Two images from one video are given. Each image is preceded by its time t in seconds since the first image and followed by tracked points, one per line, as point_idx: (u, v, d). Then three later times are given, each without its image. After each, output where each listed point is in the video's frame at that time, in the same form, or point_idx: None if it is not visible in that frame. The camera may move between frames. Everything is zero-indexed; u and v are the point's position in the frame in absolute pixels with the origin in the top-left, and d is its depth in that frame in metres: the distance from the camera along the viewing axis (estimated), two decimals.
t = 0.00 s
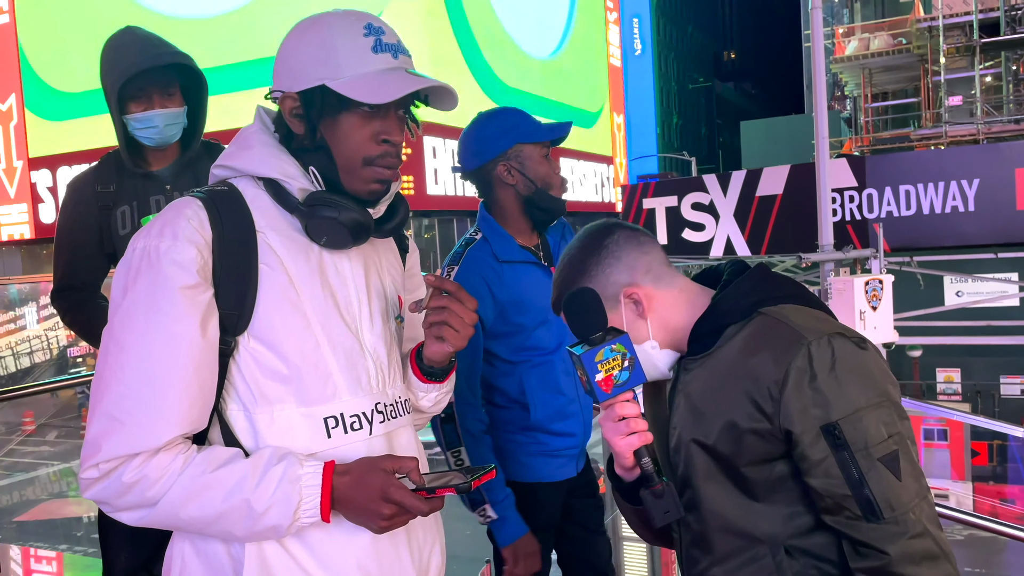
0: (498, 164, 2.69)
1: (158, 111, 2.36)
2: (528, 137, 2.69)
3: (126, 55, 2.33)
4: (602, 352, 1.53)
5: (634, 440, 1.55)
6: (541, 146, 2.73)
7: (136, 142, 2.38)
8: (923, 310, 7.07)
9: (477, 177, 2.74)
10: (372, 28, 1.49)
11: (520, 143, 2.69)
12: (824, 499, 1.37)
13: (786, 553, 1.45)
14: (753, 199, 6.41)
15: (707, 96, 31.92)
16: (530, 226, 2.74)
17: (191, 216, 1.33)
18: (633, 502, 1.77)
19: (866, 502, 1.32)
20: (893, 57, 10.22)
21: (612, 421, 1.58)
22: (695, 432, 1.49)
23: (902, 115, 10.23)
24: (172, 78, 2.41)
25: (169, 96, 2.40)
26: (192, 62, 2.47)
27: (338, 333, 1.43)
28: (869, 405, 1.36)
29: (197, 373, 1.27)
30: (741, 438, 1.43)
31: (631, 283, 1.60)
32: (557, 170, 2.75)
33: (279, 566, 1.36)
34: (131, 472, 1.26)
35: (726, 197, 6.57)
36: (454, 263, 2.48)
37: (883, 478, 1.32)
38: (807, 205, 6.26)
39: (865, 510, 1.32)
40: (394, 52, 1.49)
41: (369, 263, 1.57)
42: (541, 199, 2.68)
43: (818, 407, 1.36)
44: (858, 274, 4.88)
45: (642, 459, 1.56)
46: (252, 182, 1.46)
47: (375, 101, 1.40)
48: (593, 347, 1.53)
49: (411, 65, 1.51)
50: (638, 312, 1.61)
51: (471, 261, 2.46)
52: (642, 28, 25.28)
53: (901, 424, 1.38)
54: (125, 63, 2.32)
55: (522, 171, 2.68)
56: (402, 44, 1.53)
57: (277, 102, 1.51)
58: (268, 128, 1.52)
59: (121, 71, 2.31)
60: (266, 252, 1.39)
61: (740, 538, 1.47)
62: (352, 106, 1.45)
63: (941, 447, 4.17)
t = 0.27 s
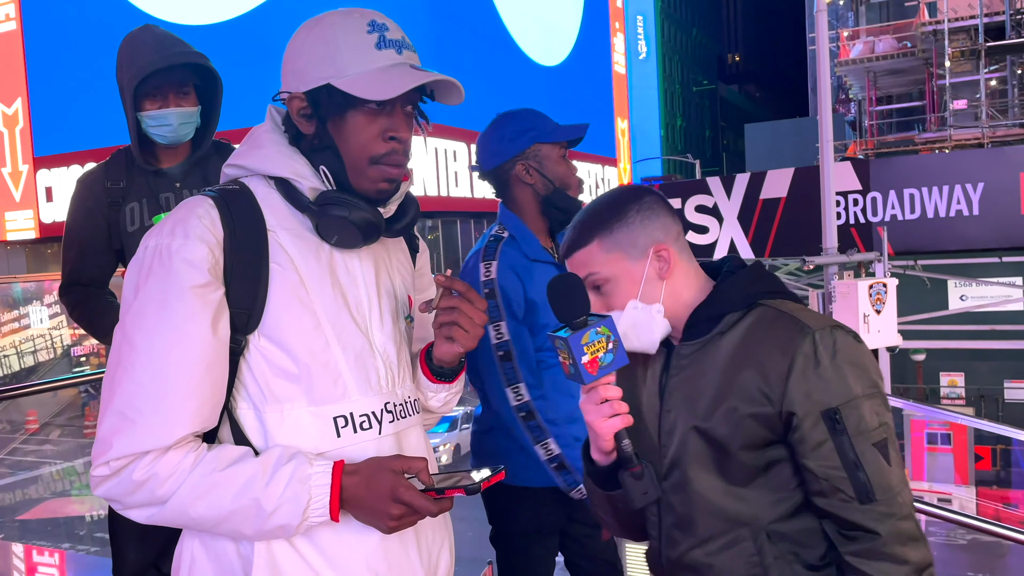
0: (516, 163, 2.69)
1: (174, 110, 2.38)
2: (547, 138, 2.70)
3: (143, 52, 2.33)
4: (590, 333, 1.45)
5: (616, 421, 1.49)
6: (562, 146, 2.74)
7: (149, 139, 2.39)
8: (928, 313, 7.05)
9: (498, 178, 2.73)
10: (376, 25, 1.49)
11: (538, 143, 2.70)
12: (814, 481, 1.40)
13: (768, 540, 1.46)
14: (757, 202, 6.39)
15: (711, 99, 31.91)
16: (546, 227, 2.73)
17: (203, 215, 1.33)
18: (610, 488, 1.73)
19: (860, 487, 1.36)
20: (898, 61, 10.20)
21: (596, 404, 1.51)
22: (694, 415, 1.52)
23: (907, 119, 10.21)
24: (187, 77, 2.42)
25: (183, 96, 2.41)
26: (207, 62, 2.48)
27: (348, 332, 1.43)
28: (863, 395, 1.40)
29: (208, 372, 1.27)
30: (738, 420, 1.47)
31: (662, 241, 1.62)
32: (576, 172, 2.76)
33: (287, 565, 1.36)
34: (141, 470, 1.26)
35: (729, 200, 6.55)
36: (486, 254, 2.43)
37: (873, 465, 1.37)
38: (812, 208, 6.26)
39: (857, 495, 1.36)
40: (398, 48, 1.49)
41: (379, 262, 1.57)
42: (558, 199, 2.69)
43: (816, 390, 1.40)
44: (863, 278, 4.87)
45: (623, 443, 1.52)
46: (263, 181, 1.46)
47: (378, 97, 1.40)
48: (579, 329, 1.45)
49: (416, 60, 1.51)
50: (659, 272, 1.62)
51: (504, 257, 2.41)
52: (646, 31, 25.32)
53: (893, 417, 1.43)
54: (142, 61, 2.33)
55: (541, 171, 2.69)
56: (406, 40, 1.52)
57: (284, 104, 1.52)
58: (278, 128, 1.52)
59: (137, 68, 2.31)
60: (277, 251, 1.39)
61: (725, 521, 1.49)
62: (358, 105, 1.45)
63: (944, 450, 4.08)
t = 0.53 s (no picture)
0: (541, 164, 2.68)
1: (185, 109, 2.39)
2: (572, 141, 2.69)
3: (156, 51, 2.35)
4: (585, 320, 1.46)
5: (600, 409, 1.53)
6: (586, 150, 2.74)
7: (159, 137, 2.41)
8: (934, 316, 7.04)
9: (519, 179, 2.72)
10: (383, 22, 1.49)
11: (561, 147, 2.69)
12: (787, 458, 1.52)
13: (737, 519, 1.56)
14: (762, 205, 6.38)
15: (717, 101, 31.88)
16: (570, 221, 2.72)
17: (213, 213, 1.34)
18: (580, 474, 1.74)
19: (830, 466, 1.49)
20: (904, 64, 10.17)
21: (582, 390, 1.54)
22: (678, 397, 1.60)
23: (913, 123, 10.19)
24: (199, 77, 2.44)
25: (195, 95, 2.43)
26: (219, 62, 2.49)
27: (357, 330, 1.44)
28: (831, 382, 1.56)
29: (219, 369, 1.28)
30: (719, 399, 1.57)
31: (681, 216, 1.73)
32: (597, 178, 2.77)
33: (299, 562, 1.37)
34: (154, 468, 1.26)
35: (735, 202, 6.53)
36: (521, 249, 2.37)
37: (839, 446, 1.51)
38: (819, 211, 6.25)
39: (827, 473, 1.49)
40: (405, 44, 1.49)
41: (389, 260, 1.57)
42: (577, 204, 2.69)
43: (795, 373, 1.53)
44: (867, 282, 5.05)
45: (602, 429, 1.58)
46: (272, 180, 1.47)
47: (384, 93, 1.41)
48: (571, 316, 1.45)
49: (423, 56, 1.51)
50: (669, 242, 1.72)
51: (549, 248, 2.38)
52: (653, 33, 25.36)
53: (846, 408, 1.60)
54: (154, 60, 2.34)
55: (565, 173, 2.68)
56: (414, 36, 1.53)
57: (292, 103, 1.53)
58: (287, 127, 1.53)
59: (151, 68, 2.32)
60: (286, 248, 1.40)
61: (700, 499, 1.56)
62: (365, 101, 1.46)
63: (950, 455, 4.20)
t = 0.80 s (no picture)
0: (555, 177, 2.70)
1: (193, 108, 2.41)
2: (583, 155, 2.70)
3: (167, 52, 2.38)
4: (579, 313, 1.50)
5: (590, 401, 1.55)
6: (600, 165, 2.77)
7: (167, 136, 2.44)
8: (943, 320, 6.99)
9: (533, 188, 2.76)
10: (395, 21, 1.49)
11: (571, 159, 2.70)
12: (767, 449, 1.69)
13: (720, 508, 1.71)
14: (771, 207, 6.37)
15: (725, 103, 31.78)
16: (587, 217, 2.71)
17: (216, 212, 1.35)
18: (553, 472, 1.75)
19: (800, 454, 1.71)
20: (914, 67, 10.13)
21: (573, 383, 1.56)
22: (666, 394, 1.74)
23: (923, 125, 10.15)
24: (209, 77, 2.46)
25: (203, 95, 2.45)
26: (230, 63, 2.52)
27: (360, 328, 1.44)
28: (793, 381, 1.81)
29: (223, 367, 1.28)
30: (706, 397, 1.72)
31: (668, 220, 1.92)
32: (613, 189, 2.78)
33: (302, 561, 1.37)
34: (157, 466, 1.26)
35: (743, 204, 6.54)
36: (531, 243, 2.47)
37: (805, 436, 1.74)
38: (827, 214, 6.22)
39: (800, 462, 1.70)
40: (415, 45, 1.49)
41: (392, 258, 1.58)
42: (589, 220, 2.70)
43: (772, 371, 1.74)
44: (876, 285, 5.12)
45: (591, 421, 1.62)
46: (276, 178, 1.48)
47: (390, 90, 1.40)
48: (566, 309, 1.49)
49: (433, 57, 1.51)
50: (657, 242, 1.90)
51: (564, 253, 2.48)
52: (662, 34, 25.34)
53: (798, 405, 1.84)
54: (163, 59, 2.36)
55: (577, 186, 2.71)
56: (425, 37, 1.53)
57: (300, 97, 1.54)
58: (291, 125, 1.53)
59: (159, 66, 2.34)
60: (291, 247, 1.40)
61: (688, 491, 1.69)
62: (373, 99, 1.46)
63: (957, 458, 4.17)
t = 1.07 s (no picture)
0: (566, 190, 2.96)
1: (214, 108, 2.44)
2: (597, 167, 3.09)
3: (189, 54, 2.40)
4: (565, 294, 1.61)
5: (576, 386, 1.65)
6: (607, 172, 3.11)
7: (189, 136, 2.47)
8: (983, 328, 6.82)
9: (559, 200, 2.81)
10: (434, 41, 1.50)
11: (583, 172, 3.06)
12: (750, 440, 1.94)
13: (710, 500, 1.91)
14: (807, 210, 6.26)
15: (761, 105, 31.45)
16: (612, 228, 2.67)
17: (223, 210, 1.35)
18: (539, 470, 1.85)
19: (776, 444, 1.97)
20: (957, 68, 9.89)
21: (559, 370, 1.66)
22: (657, 397, 1.93)
23: (965, 128, 9.91)
24: (232, 80, 2.47)
25: (226, 95, 2.47)
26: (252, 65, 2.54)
27: (364, 326, 1.44)
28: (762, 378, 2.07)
29: (227, 364, 1.29)
30: (695, 396, 1.93)
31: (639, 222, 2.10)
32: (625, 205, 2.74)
33: (303, 561, 1.37)
34: (159, 463, 1.27)
35: (779, 208, 6.50)
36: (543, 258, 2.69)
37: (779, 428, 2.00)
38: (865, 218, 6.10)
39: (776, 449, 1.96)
40: (451, 68, 1.51)
41: (396, 259, 1.57)
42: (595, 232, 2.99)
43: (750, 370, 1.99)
44: (913, 290, 5.02)
45: (577, 409, 1.70)
46: (283, 180, 1.48)
47: (438, 110, 1.40)
48: (550, 292, 1.59)
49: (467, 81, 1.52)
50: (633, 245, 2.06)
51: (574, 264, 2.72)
52: (699, 35, 25.05)
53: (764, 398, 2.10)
54: (184, 61, 2.39)
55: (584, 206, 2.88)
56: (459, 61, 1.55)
57: (323, 93, 1.52)
58: (302, 128, 1.52)
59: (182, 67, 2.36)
60: (295, 246, 1.41)
61: (682, 486, 1.88)
62: (406, 108, 1.44)
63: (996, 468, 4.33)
